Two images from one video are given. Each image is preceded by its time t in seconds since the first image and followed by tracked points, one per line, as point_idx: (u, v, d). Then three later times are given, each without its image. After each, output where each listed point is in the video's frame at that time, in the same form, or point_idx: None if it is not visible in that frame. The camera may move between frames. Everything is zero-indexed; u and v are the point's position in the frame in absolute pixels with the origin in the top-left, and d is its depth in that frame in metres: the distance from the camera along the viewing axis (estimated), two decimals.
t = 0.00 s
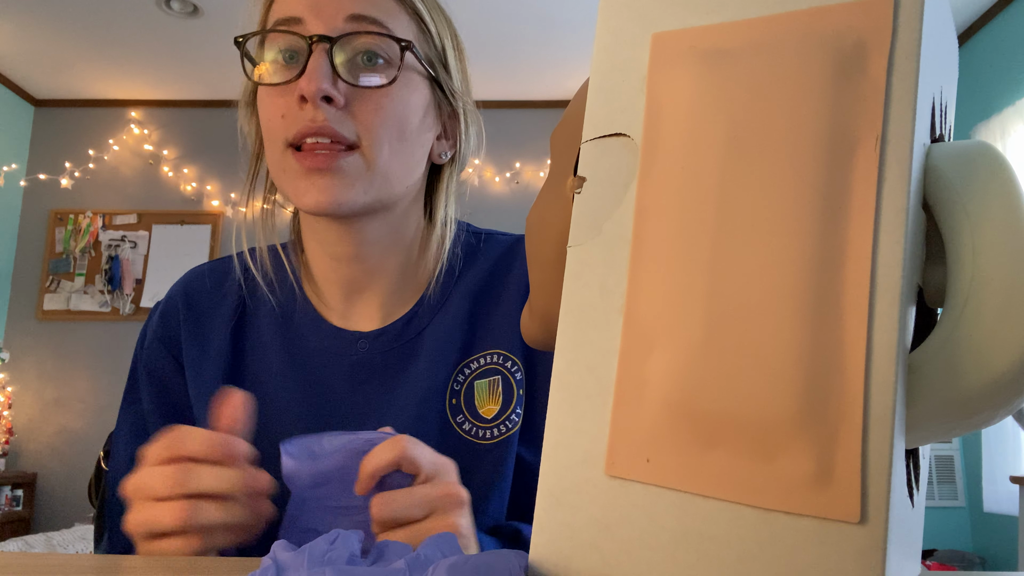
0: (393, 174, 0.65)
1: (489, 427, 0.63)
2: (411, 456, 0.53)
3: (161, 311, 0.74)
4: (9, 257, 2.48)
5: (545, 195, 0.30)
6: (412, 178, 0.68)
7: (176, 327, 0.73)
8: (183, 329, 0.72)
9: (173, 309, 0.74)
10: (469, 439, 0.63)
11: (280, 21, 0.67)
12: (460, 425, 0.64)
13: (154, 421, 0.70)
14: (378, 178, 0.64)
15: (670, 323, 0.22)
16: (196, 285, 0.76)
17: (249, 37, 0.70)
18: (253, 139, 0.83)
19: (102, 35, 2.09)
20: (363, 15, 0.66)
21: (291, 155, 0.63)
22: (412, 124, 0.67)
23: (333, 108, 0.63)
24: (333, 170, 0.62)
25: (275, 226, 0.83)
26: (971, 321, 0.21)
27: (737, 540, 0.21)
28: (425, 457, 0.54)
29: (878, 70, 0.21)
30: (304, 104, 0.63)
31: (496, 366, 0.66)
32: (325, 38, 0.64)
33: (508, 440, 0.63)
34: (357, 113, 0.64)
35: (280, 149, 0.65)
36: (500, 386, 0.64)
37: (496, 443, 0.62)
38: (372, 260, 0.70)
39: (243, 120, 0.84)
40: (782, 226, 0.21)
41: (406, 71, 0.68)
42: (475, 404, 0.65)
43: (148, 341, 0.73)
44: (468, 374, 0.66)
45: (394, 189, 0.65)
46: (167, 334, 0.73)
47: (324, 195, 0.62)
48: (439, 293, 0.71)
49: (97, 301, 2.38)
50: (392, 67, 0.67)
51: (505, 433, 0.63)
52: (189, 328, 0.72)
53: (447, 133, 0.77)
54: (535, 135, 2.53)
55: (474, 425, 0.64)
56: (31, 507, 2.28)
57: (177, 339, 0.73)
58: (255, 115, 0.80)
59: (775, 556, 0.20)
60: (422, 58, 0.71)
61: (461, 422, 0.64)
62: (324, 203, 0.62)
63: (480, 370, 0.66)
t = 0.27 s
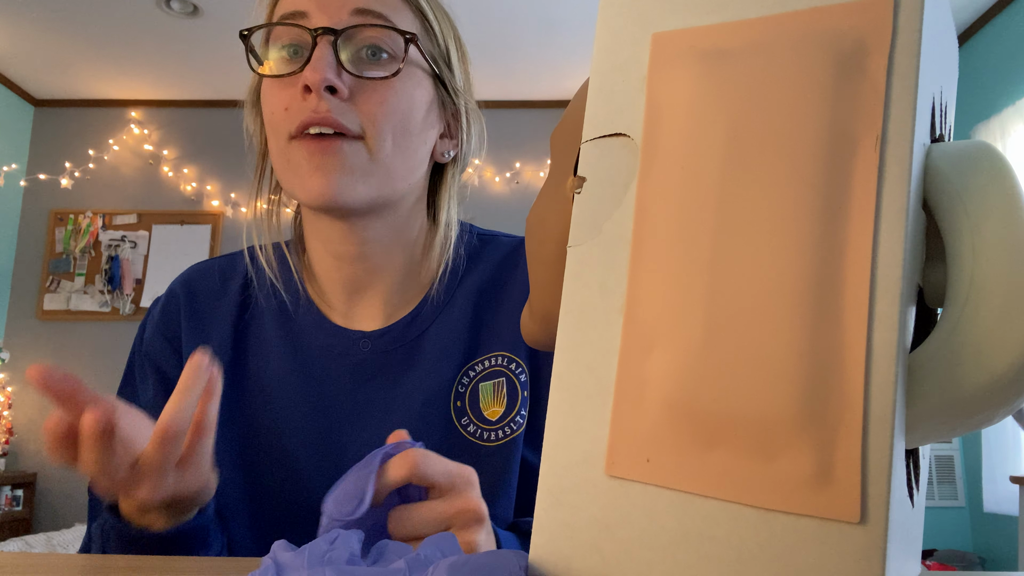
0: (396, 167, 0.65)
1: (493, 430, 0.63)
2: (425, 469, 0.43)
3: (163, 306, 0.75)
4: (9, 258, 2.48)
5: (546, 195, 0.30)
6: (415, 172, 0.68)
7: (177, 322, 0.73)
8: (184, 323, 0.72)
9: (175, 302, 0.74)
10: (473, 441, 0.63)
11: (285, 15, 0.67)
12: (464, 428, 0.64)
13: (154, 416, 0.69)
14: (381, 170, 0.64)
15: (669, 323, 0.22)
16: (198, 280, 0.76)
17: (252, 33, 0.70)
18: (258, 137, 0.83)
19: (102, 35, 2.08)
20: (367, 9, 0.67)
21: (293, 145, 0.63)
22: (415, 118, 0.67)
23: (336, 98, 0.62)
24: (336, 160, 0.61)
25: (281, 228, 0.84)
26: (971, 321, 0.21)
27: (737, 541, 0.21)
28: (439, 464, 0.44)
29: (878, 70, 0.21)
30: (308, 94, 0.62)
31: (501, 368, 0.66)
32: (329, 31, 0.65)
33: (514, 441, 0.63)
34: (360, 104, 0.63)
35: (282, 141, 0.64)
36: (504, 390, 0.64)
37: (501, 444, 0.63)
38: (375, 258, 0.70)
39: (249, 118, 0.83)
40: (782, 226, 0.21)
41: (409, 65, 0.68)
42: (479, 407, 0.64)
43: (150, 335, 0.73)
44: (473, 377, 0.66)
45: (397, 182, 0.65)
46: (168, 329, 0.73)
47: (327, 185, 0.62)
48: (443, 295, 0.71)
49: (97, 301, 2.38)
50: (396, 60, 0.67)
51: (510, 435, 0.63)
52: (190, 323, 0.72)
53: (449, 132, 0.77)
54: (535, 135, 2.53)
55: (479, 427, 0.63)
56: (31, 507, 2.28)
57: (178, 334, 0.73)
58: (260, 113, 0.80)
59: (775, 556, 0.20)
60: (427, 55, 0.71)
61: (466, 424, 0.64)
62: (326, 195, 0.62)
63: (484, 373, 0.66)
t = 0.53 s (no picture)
0: (394, 177, 0.66)
1: (494, 427, 0.63)
2: (404, 476, 0.43)
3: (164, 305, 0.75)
4: (9, 257, 2.48)
5: (545, 195, 0.30)
6: (413, 179, 0.69)
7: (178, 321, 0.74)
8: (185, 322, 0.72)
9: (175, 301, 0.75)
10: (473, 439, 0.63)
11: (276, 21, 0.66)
12: (464, 426, 0.63)
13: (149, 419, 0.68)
14: (380, 181, 0.65)
15: (669, 323, 0.22)
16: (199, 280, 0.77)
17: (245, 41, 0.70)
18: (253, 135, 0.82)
19: (102, 35, 2.09)
20: (360, 15, 0.65)
21: (292, 161, 0.64)
22: (413, 124, 0.68)
23: (333, 114, 0.63)
24: (334, 178, 0.63)
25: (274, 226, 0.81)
26: (971, 320, 0.21)
27: (737, 541, 0.21)
28: (419, 468, 0.44)
29: (879, 69, 0.21)
30: (305, 111, 0.63)
31: (501, 367, 0.66)
32: (323, 42, 0.64)
33: (514, 439, 0.63)
34: (357, 116, 0.64)
35: (282, 154, 0.65)
36: (504, 388, 0.65)
37: (501, 442, 0.63)
38: (375, 259, 0.70)
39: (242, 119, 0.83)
40: (782, 227, 0.21)
41: (406, 71, 0.68)
42: (480, 405, 0.64)
43: (149, 334, 0.74)
44: (473, 375, 0.66)
45: (395, 192, 0.66)
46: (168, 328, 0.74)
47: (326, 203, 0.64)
48: (442, 294, 0.71)
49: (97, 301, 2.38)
50: (392, 67, 0.67)
51: (510, 433, 0.63)
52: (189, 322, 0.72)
53: (447, 129, 0.77)
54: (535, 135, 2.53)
55: (479, 425, 0.63)
56: (31, 507, 2.28)
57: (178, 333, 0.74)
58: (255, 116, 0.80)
59: (774, 556, 0.20)
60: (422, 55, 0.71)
61: (466, 422, 0.63)
62: (326, 211, 0.64)
63: (484, 371, 0.66)
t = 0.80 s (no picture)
0: (395, 199, 0.66)
1: (493, 433, 0.63)
2: (394, 506, 0.43)
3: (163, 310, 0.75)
4: (9, 257, 2.48)
5: (545, 195, 0.30)
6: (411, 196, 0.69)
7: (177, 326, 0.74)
8: (184, 328, 0.72)
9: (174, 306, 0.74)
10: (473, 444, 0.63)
11: (270, 41, 0.65)
12: (464, 431, 0.64)
13: (152, 423, 0.69)
14: (381, 203, 0.65)
15: (669, 322, 0.22)
16: (198, 283, 0.77)
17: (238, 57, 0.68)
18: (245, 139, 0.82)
19: (102, 35, 2.08)
20: (357, 37, 0.65)
21: (292, 184, 0.63)
22: (412, 143, 0.68)
23: (334, 144, 0.62)
24: (337, 205, 0.62)
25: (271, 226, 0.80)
26: (972, 320, 0.21)
27: (737, 540, 0.21)
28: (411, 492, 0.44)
29: (879, 69, 0.21)
30: (305, 141, 0.62)
31: (500, 372, 0.66)
32: (320, 68, 0.64)
33: (513, 445, 0.63)
34: (359, 144, 0.63)
35: (281, 177, 0.64)
36: (504, 393, 0.65)
37: (501, 449, 0.63)
38: (374, 268, 0.70)
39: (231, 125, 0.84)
40: (782, 227, 0.21)
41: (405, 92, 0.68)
42: (479, 410, 0.65)
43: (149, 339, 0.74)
44: (472, 381, 0.66)
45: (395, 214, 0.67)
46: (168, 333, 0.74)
47: (330, 232, 0.63)
48: (441, 299, 0.70)
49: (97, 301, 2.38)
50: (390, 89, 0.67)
51: (510, 438, 0.63)
52: (190, 326, 0.72)
53: (445, 135, 0.77)
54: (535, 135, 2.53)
55: (478, 431, 0.64)
56: (31, 507, 2.28)
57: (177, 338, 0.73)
58: (248, 129, 0.81)
59: (774, 555, 0.20)
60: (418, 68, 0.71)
61: (465, 428, 0.64)
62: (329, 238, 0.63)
63: (484, 376, 0.66)
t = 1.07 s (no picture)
0: (395, 193, 0.66)
1: (494, 432, 0.63)
2: (398, 508, 0.44)
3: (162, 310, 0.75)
4: (9, 257, 2.48)
5: (545, 195, 0.30)
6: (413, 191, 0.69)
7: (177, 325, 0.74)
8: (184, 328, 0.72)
9: (174, 305, 0.74)
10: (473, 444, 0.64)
11: (274, 34, 0.65)
12: (464, 431, 0.64)
13: (150, 420, 0.69)
14: (381, 195, 0.65)
15: (668, 323, 0.22)
16: (198, 283, 0.77)
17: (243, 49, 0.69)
18: (247, 137, 0.82)
19: (102, 35, 2.08)
20: (362, 30, 0.65)
21: (292, 176, 0.63)
22: (414, 138, 0.68)
23: (335, 135, 0.62)
24: (337, 196, 0.62)
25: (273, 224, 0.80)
26: (971, 321, 0.21)
27: (737, 540, 0.21)
28: (414, 499, 0.45)
29: (878, 69, 0.21)
30: (306, 132, 0.62)
31: (500, 371, 0.66)
32: (324, 60, 0.64)
33: (514, 444, 0.63)
34: (360, 136, 0.63)
35: (281, 169, 0.64)
36: (504, 393, 0.64)
37: (501, 448, 0.63)
38: (375, 265, 0.70)
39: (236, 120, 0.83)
40: (783, 227, 0.21)
41: (408, 86, 0.68)
42: (480, 409, 0.65)
43: (149, 339, 0.73)
44: (472, 381, 0.66)
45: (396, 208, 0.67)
46: (168, 333, 0.74)
47: (329, 222, 0.63)
48: (442, 298, 0.70)
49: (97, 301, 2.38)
50: (394, 83, 0.66)
51: (510, 438, 0.63)
52: (190, 326, 0.72)
53: (447, 134, 0.77)
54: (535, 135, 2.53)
55: (478, 430, 0.64)
56: (31, 507, 2.28)
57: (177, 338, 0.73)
58: (251, 121, 0.79)
59: (774, 555, 0.20)
60: (422, 64, 0.71)
61: (466, 427, 0.64)
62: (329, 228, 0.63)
63: (484, 376, 0.66)
